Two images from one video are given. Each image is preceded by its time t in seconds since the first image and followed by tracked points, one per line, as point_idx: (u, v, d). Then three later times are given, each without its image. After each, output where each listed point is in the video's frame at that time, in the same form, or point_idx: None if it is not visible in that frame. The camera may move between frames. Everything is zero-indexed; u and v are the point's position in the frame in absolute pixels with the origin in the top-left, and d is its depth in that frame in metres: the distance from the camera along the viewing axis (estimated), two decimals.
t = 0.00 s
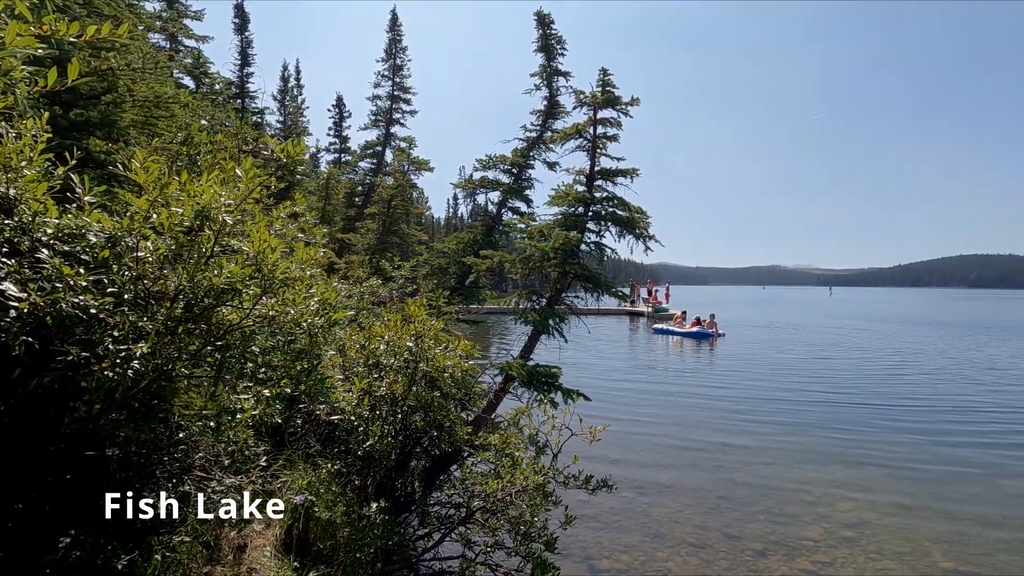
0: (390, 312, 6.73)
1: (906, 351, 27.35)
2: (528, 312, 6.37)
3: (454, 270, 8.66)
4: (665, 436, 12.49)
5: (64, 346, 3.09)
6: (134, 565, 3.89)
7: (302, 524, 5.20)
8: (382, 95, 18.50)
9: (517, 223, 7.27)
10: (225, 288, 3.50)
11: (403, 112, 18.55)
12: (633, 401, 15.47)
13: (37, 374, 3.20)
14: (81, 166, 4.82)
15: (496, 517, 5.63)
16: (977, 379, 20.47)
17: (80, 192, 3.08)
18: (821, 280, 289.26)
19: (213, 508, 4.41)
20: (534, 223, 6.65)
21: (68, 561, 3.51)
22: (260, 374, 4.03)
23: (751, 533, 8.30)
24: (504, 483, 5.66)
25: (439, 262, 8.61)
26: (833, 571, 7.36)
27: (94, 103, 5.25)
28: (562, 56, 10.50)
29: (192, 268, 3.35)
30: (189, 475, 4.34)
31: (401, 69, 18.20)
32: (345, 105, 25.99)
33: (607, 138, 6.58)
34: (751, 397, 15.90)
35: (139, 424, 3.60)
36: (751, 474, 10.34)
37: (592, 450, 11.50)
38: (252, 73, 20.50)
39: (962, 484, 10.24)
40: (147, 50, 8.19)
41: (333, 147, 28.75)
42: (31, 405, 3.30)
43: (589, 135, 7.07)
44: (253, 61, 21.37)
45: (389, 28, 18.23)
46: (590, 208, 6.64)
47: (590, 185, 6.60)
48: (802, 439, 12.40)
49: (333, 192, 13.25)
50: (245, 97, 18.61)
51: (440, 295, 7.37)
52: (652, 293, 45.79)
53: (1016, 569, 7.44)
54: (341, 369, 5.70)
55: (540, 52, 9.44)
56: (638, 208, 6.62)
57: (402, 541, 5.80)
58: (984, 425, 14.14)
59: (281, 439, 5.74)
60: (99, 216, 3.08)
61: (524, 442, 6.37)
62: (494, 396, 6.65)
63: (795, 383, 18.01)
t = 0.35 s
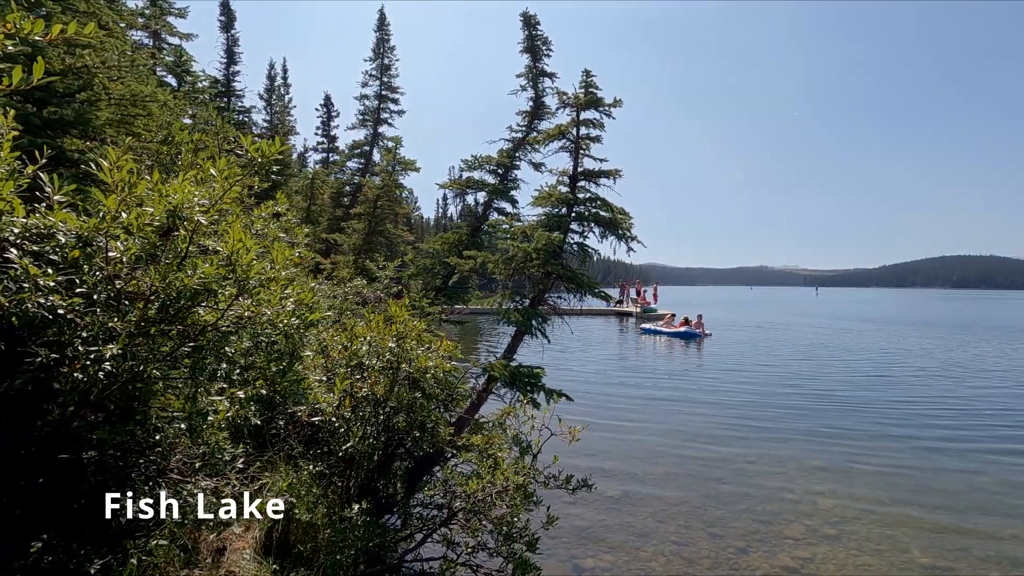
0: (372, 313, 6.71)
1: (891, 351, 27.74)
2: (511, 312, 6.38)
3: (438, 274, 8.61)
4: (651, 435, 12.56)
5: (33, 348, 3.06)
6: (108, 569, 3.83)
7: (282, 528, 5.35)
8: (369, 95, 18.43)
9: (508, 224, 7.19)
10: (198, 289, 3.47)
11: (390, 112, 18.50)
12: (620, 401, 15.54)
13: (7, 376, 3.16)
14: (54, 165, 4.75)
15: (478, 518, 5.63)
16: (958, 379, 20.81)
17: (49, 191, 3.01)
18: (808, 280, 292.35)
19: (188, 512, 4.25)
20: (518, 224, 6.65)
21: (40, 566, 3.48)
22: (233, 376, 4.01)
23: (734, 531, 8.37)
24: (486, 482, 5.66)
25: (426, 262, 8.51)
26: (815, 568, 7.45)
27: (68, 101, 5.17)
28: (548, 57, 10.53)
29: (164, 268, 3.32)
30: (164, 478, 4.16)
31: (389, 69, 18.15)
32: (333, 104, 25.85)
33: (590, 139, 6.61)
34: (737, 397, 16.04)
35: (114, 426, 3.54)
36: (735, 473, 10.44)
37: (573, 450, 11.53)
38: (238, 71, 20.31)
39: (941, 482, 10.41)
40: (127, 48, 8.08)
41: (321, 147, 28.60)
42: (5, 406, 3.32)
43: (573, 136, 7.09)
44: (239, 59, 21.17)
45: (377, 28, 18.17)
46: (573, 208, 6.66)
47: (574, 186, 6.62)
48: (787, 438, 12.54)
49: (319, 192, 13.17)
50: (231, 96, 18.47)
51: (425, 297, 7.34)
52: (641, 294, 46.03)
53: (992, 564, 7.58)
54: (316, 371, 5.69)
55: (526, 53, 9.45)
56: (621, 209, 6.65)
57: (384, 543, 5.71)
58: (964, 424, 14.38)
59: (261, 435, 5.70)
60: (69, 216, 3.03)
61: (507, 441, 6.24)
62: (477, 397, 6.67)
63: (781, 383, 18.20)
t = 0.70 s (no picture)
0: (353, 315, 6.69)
1: (874, 351, 28.12)
2: (492, 314, 6.38)
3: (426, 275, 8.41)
4: (637, 436, 12.63)
5: None
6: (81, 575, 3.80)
7: (261, 531, 5.30)
8: (356, 95, 18.33)
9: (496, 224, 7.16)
10: (171, 292, 3.41)
11: (377, 112, 18.44)
12: (607, 402, 15.61)
13: None
14: (24, 166, 4.69)
15: (458, 520, 5.63)
16: (938, 378, 21.19)
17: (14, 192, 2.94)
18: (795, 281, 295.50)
19: (162, 517, 4.20)
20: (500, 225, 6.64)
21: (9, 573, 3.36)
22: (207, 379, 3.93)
23: (717, 531, 8.45)
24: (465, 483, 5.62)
25: (410, 262, 8.38)
26: (794, 566, 7.54)
27: (40, 100, 5.10)
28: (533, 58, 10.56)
29: (135, 271, 3.24)
30: (138, 483, 4.14)
31: (375, 69, 18.07)
32: (320, 103, 25.67)
33: (572, 142, 6.64)
34: (722, 397, 16.18)
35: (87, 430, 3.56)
36: (718, 473, 10.53)
37: (551, 450, 11.58)
38: (223, 70, 20.10)
39: (920, 480, 10.58)
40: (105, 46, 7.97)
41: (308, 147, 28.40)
42: None
43: (555, 138, 7.12)
44: (224, 57, 20.94)
45: (364, 27, 18.08)
46: (556, 210, 6.68)
47: (556, 188, 6.64)
48: (770, 438, 12.67)
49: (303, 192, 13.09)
50: (216, 94, 18.29)
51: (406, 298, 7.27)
52: (629, 294, 46.27)
53: (967, 561, 7.73)
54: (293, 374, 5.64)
55: (511, 54, 9.46)
56: (603, 211, 6.69)
57: (363, 545, 5.69)
58: (943, 423, 14.63)
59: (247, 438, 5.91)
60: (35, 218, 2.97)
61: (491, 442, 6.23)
62: (460, 398, 6.65)
63: (765, 383, 18.39)
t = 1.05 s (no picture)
0: (331, 315, 6.66)
1: (856, 352, 28.54)
2: (471, 315, 6.38)
3: (405, 278, 8.36)
4: (621, 436, 12.69)
5: None
6: None
7: (236, 533, 5.24)
8: (341, 94, 18.23)
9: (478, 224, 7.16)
10: (138, 292, 3.35)
11: (363, 111, 18.36)
12: (592, 402, 15.68)
13: None
14: None
15: (436, 520, 5.62)
16: (917, 378, 21.58)
17: None
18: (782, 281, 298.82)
19: (134, 520, 4.15)
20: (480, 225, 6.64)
21: None
22: (174, 381, 3.84)
23: (697, 529, 8.52)
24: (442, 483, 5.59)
25: (392, 263, 8.27)
26: (772, 563, 7.62)
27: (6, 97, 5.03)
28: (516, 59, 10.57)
29: (100, 271, 3.17)
30: (104, 485, 4.05)
31: (361, 68, 17.98)
32: (305, 102, 25.46)
33: (552, 143, 6.67)
34: (706, 398, 16.33)
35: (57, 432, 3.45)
36: (701, 472, 10.63)
37: (528, 450, 11.62)
38: (207, 67, 19.87)
39: (897, 478, 10.76)
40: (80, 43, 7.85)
41: (294, 146, 28.14)
42: None
43: (536, 139, 7.15)
44: (208, 54, 20.69)
45: (349, 26, 17.99)
46: (536, 211, 6.70)
47: (536, 189, 6.66)
48: (752, 438, 12.81)
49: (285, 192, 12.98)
50: (199, 92, 18.09)
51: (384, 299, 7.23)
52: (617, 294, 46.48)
53: (939, 557, 7.88)
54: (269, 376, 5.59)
55: (494, 55, 9.47)
56: (583, 212, 6.72)
57: (340, 547, 5.64)
58: (921, 422, 14.89)
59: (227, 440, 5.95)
60: None
61: (472, 442, 6.17)
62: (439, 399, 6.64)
63: (749, 384, 18.58)
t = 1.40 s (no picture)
0: (308, 316, 6.64)
1: (838, 352, 28.96)
2: (450, 315, 6.38)
3: (391, 279, 8.12)
4: (605, 436, 12.76)
5: None
6: None
7: (212, 535, 5.22)
8: (326, 93, 18.10)
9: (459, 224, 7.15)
10: (104, 292, 3.32)
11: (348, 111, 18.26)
12: (577, 403, 15.73)
13: None
14: None
15: (414, 520, 5.62)
16: (896, 378, 21.95)
17: None
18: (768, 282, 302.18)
19: (104, 522, 4.03)
20: (460, 225, 6.63)
21: None
22: (143, 380, 3.77)
23: (678, 527, 8.58)
24: (419, 482, 5.60)
25: (374, 262, 8.11)
26: (751, 560, 7.71)
27: None
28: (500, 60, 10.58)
29: (64, 269, 3.14)
30: (73, 487, 3.93)
31: (346, 67, 17.88)
32: (291, 101, 25.24)
33: (532, 143, 6.70)
34: (690, 398, 16.46)
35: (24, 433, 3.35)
36: (683, 471, 10.72)
37: (512, 450, 11.62)
38: (189, 64, 19.61)
39: (874, 475, 10.94)
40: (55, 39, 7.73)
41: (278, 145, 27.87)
42: None
43: (516, 140, 7.17)
44: (190, 51, 20.43)
45: (334, 24, 17.88)
46: (516, 211, 6.72)
47: (516, 189, 6.69)
48: (734, 437, 12.93)
49: (266, 192, 12.84)
50: (180, 90, 17.88)
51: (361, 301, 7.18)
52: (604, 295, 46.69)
53: (913, 551, 8.02)
54: (245, 377, 5.54)
55: (477, 55, 9.47)
56: (564, 212, 6.75)
57: (317, 549, 5.59)
58: (899, 421, 15.15)
59: (205, 440, 5.91)
60: None
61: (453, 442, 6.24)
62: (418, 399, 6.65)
63: (733, 384, 18.77)
